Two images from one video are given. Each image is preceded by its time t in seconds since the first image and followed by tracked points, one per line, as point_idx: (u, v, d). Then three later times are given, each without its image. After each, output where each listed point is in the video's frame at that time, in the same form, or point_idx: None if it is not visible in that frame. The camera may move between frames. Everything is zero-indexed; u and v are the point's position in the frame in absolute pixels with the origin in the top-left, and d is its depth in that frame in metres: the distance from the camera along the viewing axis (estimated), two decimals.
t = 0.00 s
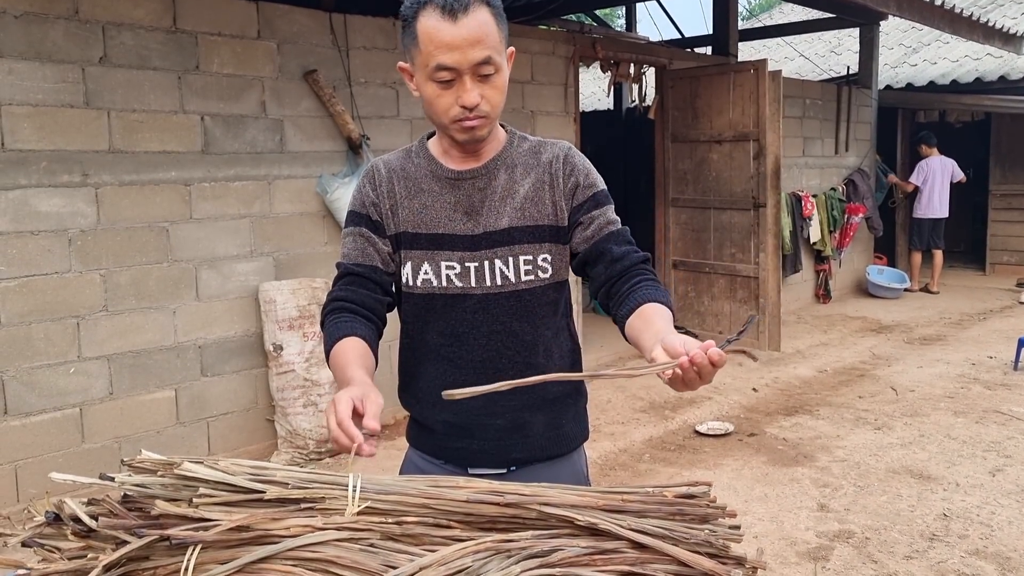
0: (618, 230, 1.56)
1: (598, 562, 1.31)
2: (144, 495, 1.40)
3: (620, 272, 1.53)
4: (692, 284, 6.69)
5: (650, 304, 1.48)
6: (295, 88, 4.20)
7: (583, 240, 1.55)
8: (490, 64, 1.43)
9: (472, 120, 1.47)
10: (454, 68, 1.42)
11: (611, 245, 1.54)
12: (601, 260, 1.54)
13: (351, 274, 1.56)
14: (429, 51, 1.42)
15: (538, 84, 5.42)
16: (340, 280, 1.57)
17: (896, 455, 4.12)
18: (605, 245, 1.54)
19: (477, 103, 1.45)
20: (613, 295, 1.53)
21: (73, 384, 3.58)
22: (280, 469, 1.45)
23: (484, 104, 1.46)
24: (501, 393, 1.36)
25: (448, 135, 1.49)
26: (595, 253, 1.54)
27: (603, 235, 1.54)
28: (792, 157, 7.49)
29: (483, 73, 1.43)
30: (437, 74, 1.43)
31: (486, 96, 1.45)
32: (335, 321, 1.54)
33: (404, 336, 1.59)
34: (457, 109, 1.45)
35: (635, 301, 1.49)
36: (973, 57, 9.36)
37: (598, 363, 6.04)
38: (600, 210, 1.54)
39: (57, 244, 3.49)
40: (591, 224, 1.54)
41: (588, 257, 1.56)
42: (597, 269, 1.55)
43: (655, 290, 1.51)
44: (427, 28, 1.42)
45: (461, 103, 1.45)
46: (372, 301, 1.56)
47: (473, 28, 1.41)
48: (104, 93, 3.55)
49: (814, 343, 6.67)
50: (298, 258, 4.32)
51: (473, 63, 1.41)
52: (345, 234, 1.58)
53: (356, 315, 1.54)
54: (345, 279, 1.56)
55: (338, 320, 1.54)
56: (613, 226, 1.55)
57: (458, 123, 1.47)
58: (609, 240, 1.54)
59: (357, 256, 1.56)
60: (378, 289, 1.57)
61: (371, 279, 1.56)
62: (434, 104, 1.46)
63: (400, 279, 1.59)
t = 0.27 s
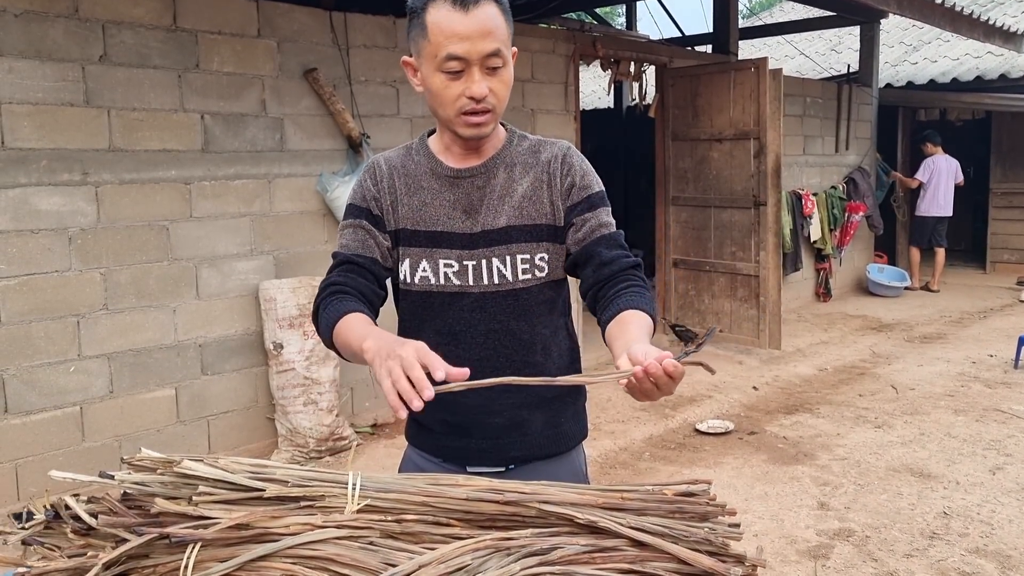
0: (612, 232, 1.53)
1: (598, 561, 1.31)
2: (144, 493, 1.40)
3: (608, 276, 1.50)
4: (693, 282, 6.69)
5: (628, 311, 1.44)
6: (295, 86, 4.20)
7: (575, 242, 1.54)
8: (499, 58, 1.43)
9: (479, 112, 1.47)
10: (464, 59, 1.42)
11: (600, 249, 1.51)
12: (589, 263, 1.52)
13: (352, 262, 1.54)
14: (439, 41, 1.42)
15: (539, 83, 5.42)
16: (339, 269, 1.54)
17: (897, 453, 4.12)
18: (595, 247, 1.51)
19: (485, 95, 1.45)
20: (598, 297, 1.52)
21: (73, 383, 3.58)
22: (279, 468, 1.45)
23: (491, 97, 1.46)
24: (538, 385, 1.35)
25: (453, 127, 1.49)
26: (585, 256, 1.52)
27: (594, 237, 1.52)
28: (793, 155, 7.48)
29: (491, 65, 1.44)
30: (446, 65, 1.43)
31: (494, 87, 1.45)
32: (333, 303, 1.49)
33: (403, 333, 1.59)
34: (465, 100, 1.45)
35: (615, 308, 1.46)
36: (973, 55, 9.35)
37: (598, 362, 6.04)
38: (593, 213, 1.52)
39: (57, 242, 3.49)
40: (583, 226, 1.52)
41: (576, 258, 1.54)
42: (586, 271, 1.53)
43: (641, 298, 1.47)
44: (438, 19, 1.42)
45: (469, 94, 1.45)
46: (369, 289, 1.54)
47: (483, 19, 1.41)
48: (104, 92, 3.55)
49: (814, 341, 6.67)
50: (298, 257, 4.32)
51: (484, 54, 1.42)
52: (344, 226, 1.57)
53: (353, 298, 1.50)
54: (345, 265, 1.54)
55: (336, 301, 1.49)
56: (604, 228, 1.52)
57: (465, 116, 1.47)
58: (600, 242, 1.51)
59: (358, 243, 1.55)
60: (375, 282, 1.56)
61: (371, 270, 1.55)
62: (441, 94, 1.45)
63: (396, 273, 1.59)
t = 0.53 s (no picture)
0: (614, 231, 1.52)
1: (599, 560, 1.31)
2: (145, 491, 1.40)
3: (609, 275, 1.49)
4: (693, 281, 6.69)
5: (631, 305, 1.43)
6: (297, 85, 4.20)
7: (578, 241, 1.53)
8: (511, 52, 1.44)
9: (490, 106, 1.46)
10: (478, 50, 1.42)
11: (603, 247, 1.50)
12: (591, 261, 1.52)
13: (353, 257, 1.52)
14: (453, 33, 1.43)
15: (540, 82, 5.42)
16: (338, 263, 1.52)
17: (897, 453, 4.12)
18: (597, 246, 1.51)
19: (498, 88, 1.44)
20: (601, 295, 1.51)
21: (74, 381, 3.58)
22: (280, 466, 1.45)
23: (503, 91, 1.46)
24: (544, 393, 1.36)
25: (464, 121, 1.48)
26: (587, 256, 1.52)
27: (596, 237, 1.51)
28: (794, 155, 7.48)
29: (504, 58, 1.44)
30: (460, 56, 1.43)
31: (507, 81, 1.45)
32: (333, 296, 1.47)
33: (404, 332, 1.58)
34: (477, 92, 1.45)
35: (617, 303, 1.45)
36: (975, 55, 9.34)
37: (599, 361, 6.04)
38: (595, 213, 1.52)
39: (58, 240, 3.49)
40: (585, 225, 1.52)
41: (580, 257, 1.54)
42: (589, 270, 1.53)
43: (643, 293, 1.47)
44: (452, 12, 1.43)
45: (482, 86, 1.44)
46: (369, 286, 1.52)
47: (498, 13, 1.43)
48: (105, 90, 3.55)
49: (815, 340, 6.67)
50: (299, 255, 4.32)
51: (497, 47, 1.43)
52: (344, 221, 1.56)
53: (352, 293, 1.48)
54: (345, 260, 1.52)
55: (336, 296, 1.46)
56: (607, 227, 1.52)
57: (476, 109, 1.47)
58: (601, 242, 1.51)
59: (359, 238, 1.53)
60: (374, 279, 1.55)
61: (371, 267, 1.53)
62: (453, 86, 1.45)
63: (394, 270, 1.59)
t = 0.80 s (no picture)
0: (626, 225, 1.55)
1: (604, 559, 1.31)
2: (150, 490, 1.40)
3: (626, 266, 1.50)
4: (695, 281, 6.69)
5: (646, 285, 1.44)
6: (299, 84, 4.19)
7: (589, 237, 1.55)
8: (517, 47, 1.45)
9: (496, 102, 1.46)
10: (484, 45, 1.43)
11: (617, 239, 1.52)
12: (607, 255, 1.53)
13: (358, 252, 1.50)
14: (459, 28, 1.43)
15: (542, 81, 5.42)
16: (343, 260, 1.50)
17: (899, 452, 4.12)
18: (611, 239, 1.52)
19: (503, 83, 1.45)
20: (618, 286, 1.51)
21: (77, 379, 3.58)
22: (284, 465, 1.45)
23: (508, 86, 1.46)
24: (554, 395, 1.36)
25: (469, 117, 1.48)
26: (602, 249, 1.53)
27: (610, 230, 1.53)
28: (796, 154, 7.48)
29: (510, 53, 1.45)
30: (466, 51, 1.43)
31: (512, 77, 1.45)
32: (339, 291, 1.45)
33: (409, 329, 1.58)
34: (482, 87, 1.45)
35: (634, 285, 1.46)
36: (977, 54, 9.33)
37: (601, 360, 6.04)
38: (606, 208, 1.54)
39: (61, 239, 3.49)
40: (598, 221, 1.53)
41: (596, 251, 1.54)
42: (605, 264, 1.54)
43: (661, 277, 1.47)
44: (458, 7, 1.44)
45: (487, 81, 1.45)
46: (375, 282, 1.51)
47: (504, 9, 1.44)
48: (108, 88, 3.55)
49: (817, 340, 6.67)
50: (301, 254, 4.32)
51: (503, 41, 1.43)
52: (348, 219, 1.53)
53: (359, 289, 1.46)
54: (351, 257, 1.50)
55: (343, 290, 1.45)
56: (620, 219, 1.54)
57: (481, 104, 1.47)
58: (615, 234, 1.52)
59: (365, 234, 1.51)
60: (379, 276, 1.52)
61: (377, 263, 1.52)
62: (459, 81, 1.45)
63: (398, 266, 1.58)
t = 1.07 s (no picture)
0: (632, 223, 1.55)
1: (607, 559, 1.31)
2: (153, 489, 1.40)
3: (630, 265, 1.52)
4: (696, 281, 6.69)
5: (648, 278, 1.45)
6: (301, 83, 4.20)
7: (595, 236, 1.56)
8: (516, 48, 1.44)
9: (496, 104, 1.46)
10: (481, 48, 1.43)
11: (622, 238, 1.53)
12: (612, 254, 1.54)
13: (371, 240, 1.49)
14: (457, 31, 1.43)
15: (544, 81, 5.42)
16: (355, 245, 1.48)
17: (900, 453, 4.12)
18: (616, 238, 1.53)
19: (502, 85, 1.44)
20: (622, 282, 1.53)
21: (78, 378, 3.58)
22: (288, 464, 1.45)
23: (508, 88, 1.45)
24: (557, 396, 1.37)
25: (471, 119, 1.48)
26: (607, 248, 1.54)
27: (615, 229, 1.54)
28: (797, 154, 7.48)
29: (509, 55, 1.44)
30: (464, 54, 1.44)
31: (512, 78, 1.45)
32: (352, 274, 1.43)
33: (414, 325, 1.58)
34: (482, 90, 1.45)
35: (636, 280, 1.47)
36: (979, 55, 9.33)
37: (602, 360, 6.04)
38: (612, 207, 1.54)
39: (63, 238, 3.49)
40: (603, 220, 1.54)
41: (600, 249, 1.56)
42: (610, 263, 1.55)
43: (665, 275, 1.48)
44: (457, 10, 1.44)
45: (486, 84, 1.44)
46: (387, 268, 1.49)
47: (501, 10, 1.43)
48: (110, 87, 3.55)
49: (818, 340, 6.67)
50: (303, 253, 4.32)
51: (500, 43, 1.43)
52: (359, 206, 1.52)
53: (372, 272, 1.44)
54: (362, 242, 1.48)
55: (358, 272, 1.42)
56: (625, 218, 1.55)
57: (482, 107, 1.46)
58: (620, 234, 1.53)
59: (378, 220, 1.49)
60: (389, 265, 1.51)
61: (389, 252, 1.50)
62: (459, 84, 1.45)
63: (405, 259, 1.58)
